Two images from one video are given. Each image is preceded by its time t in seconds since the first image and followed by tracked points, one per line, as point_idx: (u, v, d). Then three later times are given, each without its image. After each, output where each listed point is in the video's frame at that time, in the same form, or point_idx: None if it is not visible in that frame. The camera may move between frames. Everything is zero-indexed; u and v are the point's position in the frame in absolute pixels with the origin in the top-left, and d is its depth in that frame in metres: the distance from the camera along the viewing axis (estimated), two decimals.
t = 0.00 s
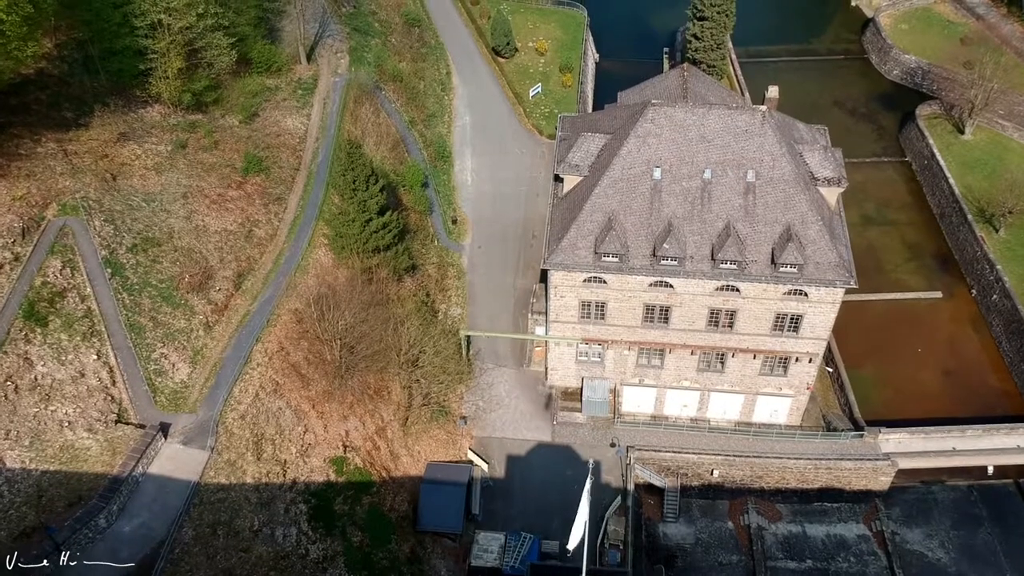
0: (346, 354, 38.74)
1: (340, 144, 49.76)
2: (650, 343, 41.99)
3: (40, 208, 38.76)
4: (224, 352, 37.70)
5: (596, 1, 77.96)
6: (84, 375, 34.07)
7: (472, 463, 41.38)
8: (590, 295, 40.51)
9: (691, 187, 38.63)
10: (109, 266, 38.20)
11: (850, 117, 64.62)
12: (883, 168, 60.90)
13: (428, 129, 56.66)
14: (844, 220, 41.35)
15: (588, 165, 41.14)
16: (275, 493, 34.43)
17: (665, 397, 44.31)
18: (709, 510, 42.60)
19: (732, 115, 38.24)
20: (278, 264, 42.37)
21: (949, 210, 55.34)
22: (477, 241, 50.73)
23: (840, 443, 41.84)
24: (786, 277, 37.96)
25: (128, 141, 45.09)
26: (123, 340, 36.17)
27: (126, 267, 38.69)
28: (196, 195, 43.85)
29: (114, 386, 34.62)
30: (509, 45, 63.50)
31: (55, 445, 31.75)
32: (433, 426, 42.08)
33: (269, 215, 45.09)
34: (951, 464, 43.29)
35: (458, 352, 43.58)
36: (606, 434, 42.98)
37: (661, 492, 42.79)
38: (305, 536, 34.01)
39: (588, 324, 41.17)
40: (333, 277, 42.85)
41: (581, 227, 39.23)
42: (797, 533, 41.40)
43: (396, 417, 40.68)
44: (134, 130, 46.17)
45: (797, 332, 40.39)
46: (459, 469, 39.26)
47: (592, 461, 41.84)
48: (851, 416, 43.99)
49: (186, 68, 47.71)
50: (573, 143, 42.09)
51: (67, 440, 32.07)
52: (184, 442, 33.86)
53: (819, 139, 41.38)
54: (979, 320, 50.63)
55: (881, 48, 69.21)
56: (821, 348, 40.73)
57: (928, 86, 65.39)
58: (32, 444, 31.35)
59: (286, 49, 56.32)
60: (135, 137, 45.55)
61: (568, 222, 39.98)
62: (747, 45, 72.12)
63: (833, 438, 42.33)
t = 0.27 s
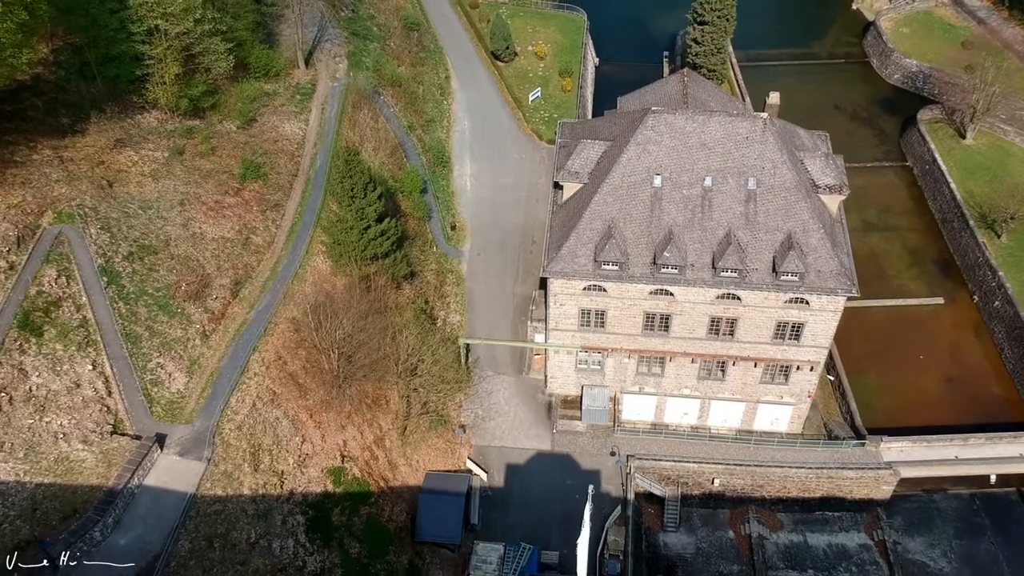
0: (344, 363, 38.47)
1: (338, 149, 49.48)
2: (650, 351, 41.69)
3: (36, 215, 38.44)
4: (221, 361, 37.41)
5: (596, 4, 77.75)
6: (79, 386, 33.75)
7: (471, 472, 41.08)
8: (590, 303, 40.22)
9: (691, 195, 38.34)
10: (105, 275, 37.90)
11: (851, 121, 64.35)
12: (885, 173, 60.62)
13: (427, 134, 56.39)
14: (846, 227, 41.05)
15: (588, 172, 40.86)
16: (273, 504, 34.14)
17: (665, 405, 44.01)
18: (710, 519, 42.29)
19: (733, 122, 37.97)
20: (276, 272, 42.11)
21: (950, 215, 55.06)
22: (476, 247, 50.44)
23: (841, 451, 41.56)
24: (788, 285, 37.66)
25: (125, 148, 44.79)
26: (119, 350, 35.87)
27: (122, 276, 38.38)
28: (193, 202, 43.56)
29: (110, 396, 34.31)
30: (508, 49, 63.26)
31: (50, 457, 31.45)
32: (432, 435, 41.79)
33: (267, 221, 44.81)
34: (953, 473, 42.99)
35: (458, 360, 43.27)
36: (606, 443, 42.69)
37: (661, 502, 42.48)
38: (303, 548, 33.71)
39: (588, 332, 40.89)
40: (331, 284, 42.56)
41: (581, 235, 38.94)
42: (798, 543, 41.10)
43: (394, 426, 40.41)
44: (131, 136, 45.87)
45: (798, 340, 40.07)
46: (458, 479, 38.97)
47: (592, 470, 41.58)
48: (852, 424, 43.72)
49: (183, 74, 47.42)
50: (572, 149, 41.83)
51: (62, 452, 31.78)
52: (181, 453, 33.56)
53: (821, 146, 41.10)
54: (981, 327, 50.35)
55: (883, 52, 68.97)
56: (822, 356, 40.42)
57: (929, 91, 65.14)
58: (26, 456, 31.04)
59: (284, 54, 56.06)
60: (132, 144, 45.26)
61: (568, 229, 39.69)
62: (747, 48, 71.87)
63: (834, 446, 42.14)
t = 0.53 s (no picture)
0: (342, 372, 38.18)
1: (336, 155, 49.18)
2: (650, 360, 41.38)
3: (31, 223, 38.12)
4: (218, 370, 37.11)
5: (596, 7, 77.51)
6: (75, 397, 33.43)
7: (470, 481, 40.78)
8: (590, 311, 39.93)
9: (692, 203, 38.04)
10: (101, 284, 37.60)
11: (852, 125, 64.07)
12: (886, 177, 60.33)
13: (425, 139, 56.11)
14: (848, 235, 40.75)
15: (588, 179, 40.59)
16: (270, 516, 33.85)
17: (666, 414, 43.71)
18: (710, 528, 41.98)
19: (734, 129, 37.68)
20: (273, 279, 41.84)
21: (952, 220, 54.77)
22: (475, 253, 50.13)
23: (843, 460, 41.26)
24: (789, 294, 37.35)
25: (121, 154, 44.50)
26: (115, 360, 35.57)
27: (119, 284, 38.08)
28: (191, 209, 43.25)
29: (106, 407, 34.00)
30: (508, 53, 62.99)
31: (44, 469, 31.15)
32: (430, 444, 41.48)
33: (264, 228, 44.54)
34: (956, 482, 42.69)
35: (457, 368, 42.97)
36: (606, 452, 42.40)
37: (661, 511, 42.21)
38: (300, 560, 33.44)
39: (588, 341, 40.59)
40: (329, 292, 42.28)
41: (580, 243, 38.64)
42: (799, 552, 40.81)
43: (393, 435, 40.13)
44: (128, 142, 45.57)
45: (799, 349, 39.75)
46: (457, 488, 38.69)
47: (592, 479, 41.31)
48: (853, 433, 43.42)
49: (180, 79, 47.12)
50: (572, 156, 41.56)
51: (56, 464, 31.47)
52: (177, 464, 33.26)
53: (822, 153, 40.82)
54: (983, 333, 50.05)
55: (884, 56, 68.73)
56: (824, 365, 40.11)
57: (931, 95, 64.88)
58: (20, 469, 30.74)
59: (282, 59, 55.80)
60: (128, 150, 44.97)
61: (567, 237, 39.39)
62: (748, 52, 71.62)
63: (835, 455, 41.86)
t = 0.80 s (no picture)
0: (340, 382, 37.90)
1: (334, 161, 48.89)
2: (650, 368, 41.09)
3: (26, 232, 37.81)
4: (214, 380, 36.81)
5: (596, 11, 77.27)
6: (70, 408, 33.10)
7: (469, 490, 40.51)
8: (589, 320, 39.63)
9: (692, 211, 37.75)
10: (97, 293, 37.29)
11: (853, 130, 63.79)
12: (887, 182, 60.05)
13: (424, 144, 55.83)
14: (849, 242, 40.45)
15: (587, 187, 40.30)
16: (267, 528, 33.55)
17: (666, 422, 43.40)
18: (711, 538, 41.67)
19: (734, 137, 37.41)
20: (270, 287, 41.55)
21: (954, 226, 54.47)
22: (474, 259, 49.82)
23: (844, 470, 40.97)
24: (790, 303, 37.03)
25: (118, 161, 44.19)
26: (111, 370, 35.26)
27: (115, 293, 37.77)
28: (187, 216, 42.96)
29: (101, 418, 33.68)
30: (507, 57, 62.75)
31: (38, 482, 30.84)
32: (429, 453, 41.16)
33: (261, 235, 44.27)
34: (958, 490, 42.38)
35: (456, 377, 42.64)
36: (605, 460, 42.13)
37: (662, 520, 41.95)
38: (297, 572, 33.18)
39: (587, 349, 40.31)
40: (327, 300, 42.00)
41: (580, 251, 38.34)
42: (801, 562, 40.50)
43: (391, 445, 39.83)
44: (124, 149, 45.28)
45: (800, 357, 39.44)
46: (456, 498, 38.43)
47: (592, 488, 41.03)
48: (855, 440, 43.10)
49: (177, 85, 46.81)
50: (572, 164, 41.32)
51: (51, 477, 31.16)
52: (173, 476, 32.95)
53: (823, 161, 40.52)
54: (985, 340, 49.77)
55: (884, 60, 68.47)
56: (825, 373, 39.79)
57: (932, 99, 64.62)
58: (14, 482, 30.43)
59: (279, 64, 55.57)
60: (125, 157, 44.68)
61: (567, 245, 39.08)
62: (748, 56, 71.36)
63: (837, 464, 41.55)
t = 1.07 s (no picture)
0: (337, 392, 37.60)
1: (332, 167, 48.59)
2: (650, 377, 40.79)
3: (21, 240, 37.53)
4: (211, 391, 36.51)
5: (595, 15, 77.02)
6: (65, 419, 32.79)
7: (468, 500, 40.19)
8: (589, 328, 39.33)
9: (693, 219, 37.45)
10: (93, 302, 36.99)
11: (853, 134, 63.53)
12: (888, 187, 59.78)
13: (423, 150, 55.55)
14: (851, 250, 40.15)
15: (587, 194, 40.02)
16: (263, 540, 33.26)
17: (666, 431, 43.09)
18: (712, 547, 41.34)
19: (735, 144, 37.12)
20: (268, 295, 41.27)
21: (955, 231, 54.19)
22: (473, 265, 49.52)
23: (846, 479, 40.69)
24: (791, 311, 36.73)
25: (114, 168, 43.89)
26: (106, 380, 34.95)
27: (111, 302, 37.47)
28: (184, 224, 42.65)
29: (97, 430, 33.38)
30: (506, 61, 62.46)
31: (33, 495, 30.54)
32: (428, 462, 40.84)
33: (259, 243, 43.99)
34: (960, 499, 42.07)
35: (455, 385, 42.32)
36: (605, 469, 41.82)
37: (662, 530, 41.67)
38: None
39: (587, 358, 40.02)
40: (325, 308, 41.72)
41: (580, 259, 38.05)
42: (802, 572, 40.19)
43: (389, 454, 39.53)
44: (120, 155, 44.97)
45: (802, 366, 39.12)
46: (455, 508, 38.12)
47: (591, 497, 40.73)
48: (857, 449, 42.80)
49: (174, 91, 46.47)
50: (571, 171, 41.05)
51: (45, 489, 30.87)
52: (168, 488, 32.66)
53: (825, 168, 40.24)
54: (987, 346, 49.48)
55: (886, 64, 68.20)
56: (826, 382, 39.49)
57: (933, 103, 64.36)
58: (8, 495, 30.13)
59: (277, 68, 55.33)
60: (121, 163, 44.38)
61: (566, 253, 38.79)
62: (748, 60, 71.10)
63: (838, 473, 41.26)
